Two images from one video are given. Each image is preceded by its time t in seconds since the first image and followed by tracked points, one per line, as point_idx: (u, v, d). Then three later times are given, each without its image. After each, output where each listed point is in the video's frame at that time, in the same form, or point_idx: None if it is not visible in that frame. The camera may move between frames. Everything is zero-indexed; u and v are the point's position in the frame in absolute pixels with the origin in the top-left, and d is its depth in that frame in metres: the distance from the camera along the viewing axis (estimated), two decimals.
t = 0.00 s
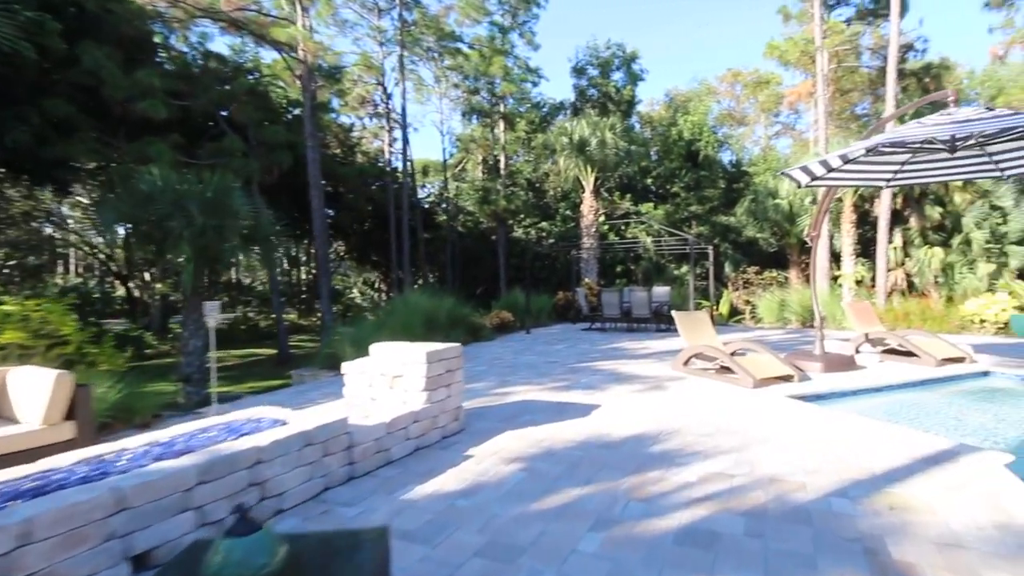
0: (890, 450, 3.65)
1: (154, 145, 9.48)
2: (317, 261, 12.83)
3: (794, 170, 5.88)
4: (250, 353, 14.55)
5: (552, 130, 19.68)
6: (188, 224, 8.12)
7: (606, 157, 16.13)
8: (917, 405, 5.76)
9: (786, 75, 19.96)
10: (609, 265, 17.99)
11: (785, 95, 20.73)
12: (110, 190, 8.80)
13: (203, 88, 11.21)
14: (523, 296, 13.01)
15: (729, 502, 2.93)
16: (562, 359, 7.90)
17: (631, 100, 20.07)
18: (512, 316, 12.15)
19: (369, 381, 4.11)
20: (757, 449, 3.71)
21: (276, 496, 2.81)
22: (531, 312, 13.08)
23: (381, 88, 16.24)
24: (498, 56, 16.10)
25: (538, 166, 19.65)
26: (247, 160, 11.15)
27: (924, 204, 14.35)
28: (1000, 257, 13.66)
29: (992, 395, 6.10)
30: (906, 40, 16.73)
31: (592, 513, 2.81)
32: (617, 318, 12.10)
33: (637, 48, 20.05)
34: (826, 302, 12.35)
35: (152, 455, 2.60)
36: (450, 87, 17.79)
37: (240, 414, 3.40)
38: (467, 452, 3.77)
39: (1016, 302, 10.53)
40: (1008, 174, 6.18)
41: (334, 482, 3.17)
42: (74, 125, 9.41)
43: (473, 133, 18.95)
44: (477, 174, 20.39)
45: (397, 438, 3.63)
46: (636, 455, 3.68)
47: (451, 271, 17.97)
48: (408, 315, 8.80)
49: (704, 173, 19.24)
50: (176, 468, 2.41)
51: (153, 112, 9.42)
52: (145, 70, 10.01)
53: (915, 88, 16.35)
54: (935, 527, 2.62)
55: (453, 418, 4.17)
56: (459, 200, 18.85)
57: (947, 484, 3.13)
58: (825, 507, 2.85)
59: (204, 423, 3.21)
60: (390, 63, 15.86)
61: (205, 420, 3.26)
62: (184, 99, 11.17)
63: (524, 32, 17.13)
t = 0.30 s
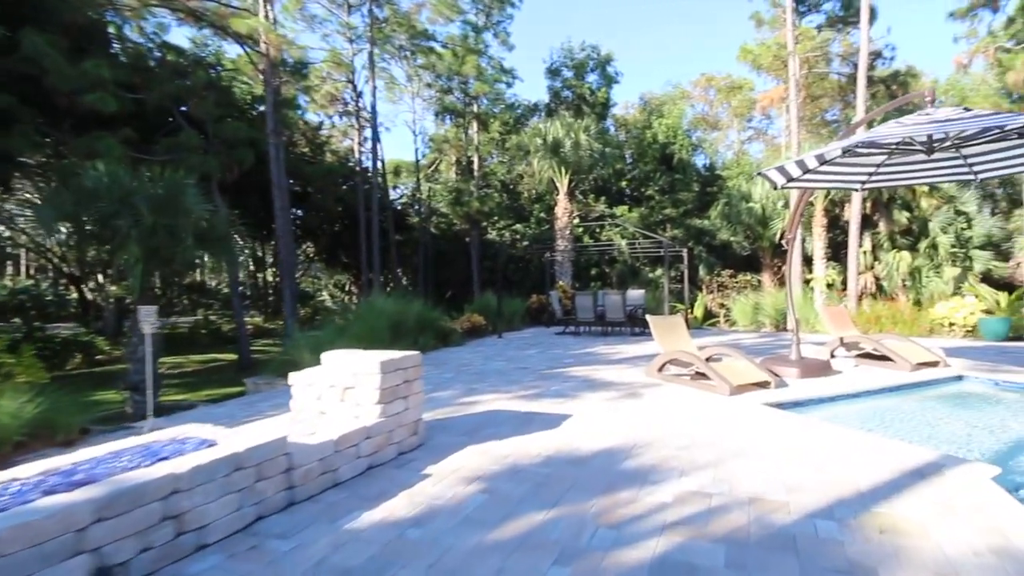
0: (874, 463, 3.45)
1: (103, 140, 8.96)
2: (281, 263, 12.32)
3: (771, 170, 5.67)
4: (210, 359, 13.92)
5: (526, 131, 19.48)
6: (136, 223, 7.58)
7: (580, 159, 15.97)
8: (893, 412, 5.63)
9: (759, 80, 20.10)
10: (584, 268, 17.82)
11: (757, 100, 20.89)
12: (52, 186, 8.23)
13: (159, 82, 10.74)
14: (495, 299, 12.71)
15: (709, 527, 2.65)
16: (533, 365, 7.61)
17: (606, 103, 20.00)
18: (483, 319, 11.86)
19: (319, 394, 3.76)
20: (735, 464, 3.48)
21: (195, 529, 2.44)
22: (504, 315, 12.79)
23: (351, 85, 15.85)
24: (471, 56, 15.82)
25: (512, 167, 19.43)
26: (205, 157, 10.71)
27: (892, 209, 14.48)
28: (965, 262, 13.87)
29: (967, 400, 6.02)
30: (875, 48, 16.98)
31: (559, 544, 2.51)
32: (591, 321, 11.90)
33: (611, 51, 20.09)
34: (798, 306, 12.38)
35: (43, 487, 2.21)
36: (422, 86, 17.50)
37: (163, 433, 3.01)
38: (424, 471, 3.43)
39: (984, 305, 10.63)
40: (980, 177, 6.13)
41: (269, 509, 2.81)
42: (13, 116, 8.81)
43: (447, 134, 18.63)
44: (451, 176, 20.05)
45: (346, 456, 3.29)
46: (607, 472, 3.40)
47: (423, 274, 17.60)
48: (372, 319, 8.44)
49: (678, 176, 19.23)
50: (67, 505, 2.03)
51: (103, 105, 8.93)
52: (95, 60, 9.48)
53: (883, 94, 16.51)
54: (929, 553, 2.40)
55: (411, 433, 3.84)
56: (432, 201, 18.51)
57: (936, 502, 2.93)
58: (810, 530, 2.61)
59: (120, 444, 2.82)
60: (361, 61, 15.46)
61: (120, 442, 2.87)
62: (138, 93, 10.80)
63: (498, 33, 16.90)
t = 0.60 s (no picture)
0: (865, 483, 3.24)
1: (56, 135, 8.48)
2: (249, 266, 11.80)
3: (754, 172, 5.47)
4: (175, 366, 13.31)
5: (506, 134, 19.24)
6: (89, 223, 6.83)
7: (560, 162, 15.75)
8: (878, 422, 5.47)
9: (738, 86, 20.13)
10: (563, 272, 17.59)
11: (736, 106, 20.93)
12: None
13: (119, 76, 10.22)
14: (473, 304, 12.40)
15: (694, 560, 2.39)
16: (509, 374, 7.31)
17: (586, 106, 19.87)
18: (460, 325, 11.56)
19: (269, 410, 3.42)
20: (720, 484, 3.24)
21: None
22: (481, 321, 12.49)
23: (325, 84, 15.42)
24: (450, 56, 15.49)
25: (491, 170, 19.16)
26: (168, 155, 10.25)
27: (869, 214, 14.50)
28: (940, 267, 13.96)
29: (949, 409, 5.88)
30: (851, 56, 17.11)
31: None
32: (570, 327, 11.68)
33: (591, 55, 19.94)
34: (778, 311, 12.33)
35: None
36: (400, 87, 17.17)
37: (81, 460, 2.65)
38: (383, 496, 3.12)
39: (961, 310, 10.62)
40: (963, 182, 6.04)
41: (201, 545, 2.48)
42: None
43: (425, 136, 18.27)
44: (429, 178, 19.70)
45: (295, 481, 2.96)
46: (584, 495, 3.13)
47: (400, 278, 17.21)
48: (343, 326, 8.09)
49: (658, 181, 19.15)
50: None
51: (58, 99, 8.49)
52: (48, 51, 8.98)
53: (859, 101, 16.53)
54: None
55: (371, 452, 3.53)
56: (410, 204, 18.16)
57: (935, 526, 2.71)
58: (805, 563, 2.37)
59: (27, 474, 2.46)
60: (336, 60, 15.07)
61: (29, 470, 2.50)
62: (98, 87, 10.35)
63: (477, 34, 16.64)
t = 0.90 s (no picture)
0: (866, 504, 3.00)
1: (11, 130, 8.03)
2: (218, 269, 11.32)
3: (742, 173, 5.25)
4: (141, 373, 12.75)
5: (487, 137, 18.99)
6: (40, 223, 6.06)
7: (542, 165, 15.53)
8: (868, 432, 5.29)
9: (719, 92, 20.17)
10: (545, 277, 17.35)
11: (717, 112, 20.97)
12: None
13: (81, 71, 9.76)
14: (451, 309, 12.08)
15: None
16: (488, 382, 7.00)
17: (568, 110, 19.71)
18: (438, 331, 11.24)
19: (216, 429, 3.07)
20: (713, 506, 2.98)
21: None
22: (460, 327, 12.19)
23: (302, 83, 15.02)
24: (430, 57, 15.18)
25: (472, 174, 18.89)
26: (133, 152, 9.80)
27: (848, 220, 14.50)
28: (917, 273, 14.05)
29: (939, 418, 5.72)
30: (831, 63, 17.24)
31: None
32: (551, 333, 11.43)
33: (573, 58, 19.77)
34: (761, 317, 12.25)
35: None
36: (380, 89, 16.86)
37: None
38: (342, 525, 2.80)
39: (941, 315, 10.61)
40: (951, 187, 5.94)
41: None
42: None
43: (405, 138, 17.93)
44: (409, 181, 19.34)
45: (240, 510, 2.63)
46: (565, 520, 2.85)
47: (379, 282, 16.82)
48: (314, 332, 7.71)
49: (641, 186, 19.06)
50: None
51: (12, 93, 8.06)
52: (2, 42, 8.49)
53: (838, 108, 16.59)
54: None
55: (330, 473, 3.20)
56: (390, 208, 17.80)
57: (948, 553, 2.48)
58: None
59: None
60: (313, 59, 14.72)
61: None
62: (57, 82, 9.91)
63: (459, 36, 16.39)
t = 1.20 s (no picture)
0: (869, 531, 2.78)
1: None
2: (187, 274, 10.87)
3: (732, 177, 5.04)
4: (106, 383, 12.17)
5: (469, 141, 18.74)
6: None
7: (525, 170, 15.31)
8: (861, 446, 5.11)
9: (701, 99, 20.21)
10: (527, 283, 17.10)
11: (699, 120, 21.02)
12: None
13: (42, 66, 9.29)
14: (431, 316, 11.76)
15: None
16: (467, 394, 6.69)
17: (551, 115, 19.57)
18: (417, 338, 10.91)
19: (157, 456, 2.73)
20: (708, 536, 2.74)
21: None
22: (440, 334, 11.87)
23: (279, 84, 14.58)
24: (412, 60, 14.91)
25: (454, 178, 18.60)
26: (96, 152, 9.33)
27: (829, 228, 14.46)
28: (897, 280, 14.15)
29: (931, 429, 5.57)
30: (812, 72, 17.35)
31: None
32: (534, 340, 11.17)
33: (556, 63, 19.64)
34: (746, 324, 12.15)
35: None
36: (361, 91, 16.53)
37: None
38: (297, 564, 2.48)
39: (923, 323, 10.58)
40: (941, 194, 5.84)
41: None
42: None
43: (385, 142, 17.58)
44: (389, 185, 19.00)
45: (179, 551, 2.31)
46: (548, 554, 2.57)
47: (358, 288, 16.40)
48: (284, 341, 7.33)
49: (624, 192, 18.95)
50: None
51: None
52: None
53: (819, 117, 16.63)
54: None
55: (288, 502, 2.89)
56: (370, 212, 17.44)
57: None
58: None
59: None
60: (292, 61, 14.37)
61: None
62: (15, 76, 9.42)
63: (441, 39, 16.15)
